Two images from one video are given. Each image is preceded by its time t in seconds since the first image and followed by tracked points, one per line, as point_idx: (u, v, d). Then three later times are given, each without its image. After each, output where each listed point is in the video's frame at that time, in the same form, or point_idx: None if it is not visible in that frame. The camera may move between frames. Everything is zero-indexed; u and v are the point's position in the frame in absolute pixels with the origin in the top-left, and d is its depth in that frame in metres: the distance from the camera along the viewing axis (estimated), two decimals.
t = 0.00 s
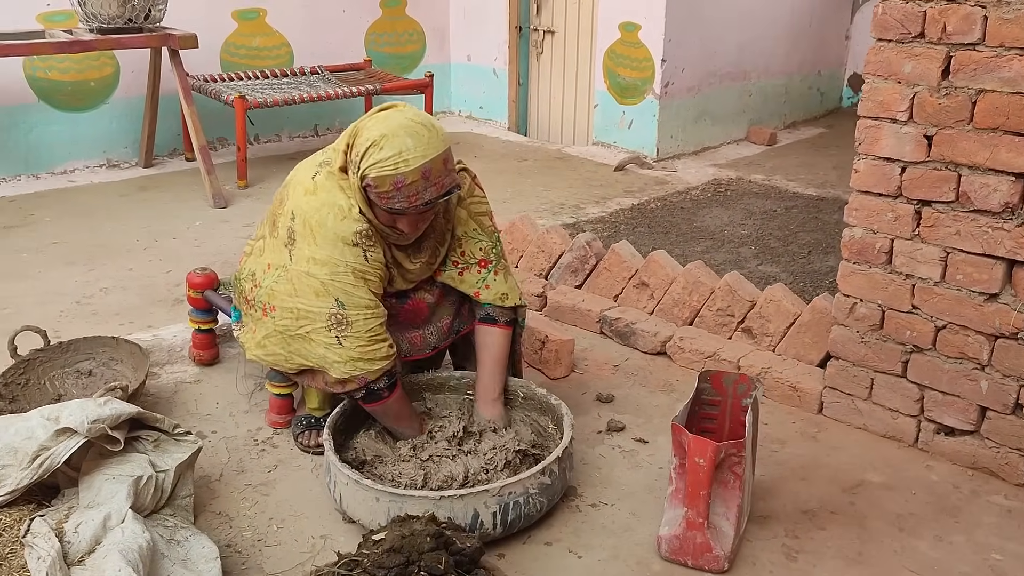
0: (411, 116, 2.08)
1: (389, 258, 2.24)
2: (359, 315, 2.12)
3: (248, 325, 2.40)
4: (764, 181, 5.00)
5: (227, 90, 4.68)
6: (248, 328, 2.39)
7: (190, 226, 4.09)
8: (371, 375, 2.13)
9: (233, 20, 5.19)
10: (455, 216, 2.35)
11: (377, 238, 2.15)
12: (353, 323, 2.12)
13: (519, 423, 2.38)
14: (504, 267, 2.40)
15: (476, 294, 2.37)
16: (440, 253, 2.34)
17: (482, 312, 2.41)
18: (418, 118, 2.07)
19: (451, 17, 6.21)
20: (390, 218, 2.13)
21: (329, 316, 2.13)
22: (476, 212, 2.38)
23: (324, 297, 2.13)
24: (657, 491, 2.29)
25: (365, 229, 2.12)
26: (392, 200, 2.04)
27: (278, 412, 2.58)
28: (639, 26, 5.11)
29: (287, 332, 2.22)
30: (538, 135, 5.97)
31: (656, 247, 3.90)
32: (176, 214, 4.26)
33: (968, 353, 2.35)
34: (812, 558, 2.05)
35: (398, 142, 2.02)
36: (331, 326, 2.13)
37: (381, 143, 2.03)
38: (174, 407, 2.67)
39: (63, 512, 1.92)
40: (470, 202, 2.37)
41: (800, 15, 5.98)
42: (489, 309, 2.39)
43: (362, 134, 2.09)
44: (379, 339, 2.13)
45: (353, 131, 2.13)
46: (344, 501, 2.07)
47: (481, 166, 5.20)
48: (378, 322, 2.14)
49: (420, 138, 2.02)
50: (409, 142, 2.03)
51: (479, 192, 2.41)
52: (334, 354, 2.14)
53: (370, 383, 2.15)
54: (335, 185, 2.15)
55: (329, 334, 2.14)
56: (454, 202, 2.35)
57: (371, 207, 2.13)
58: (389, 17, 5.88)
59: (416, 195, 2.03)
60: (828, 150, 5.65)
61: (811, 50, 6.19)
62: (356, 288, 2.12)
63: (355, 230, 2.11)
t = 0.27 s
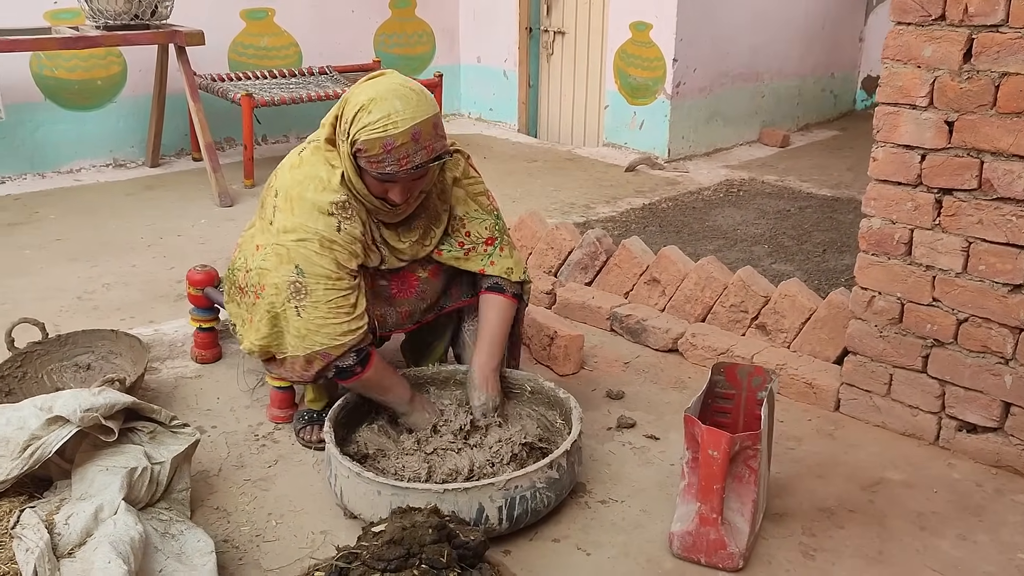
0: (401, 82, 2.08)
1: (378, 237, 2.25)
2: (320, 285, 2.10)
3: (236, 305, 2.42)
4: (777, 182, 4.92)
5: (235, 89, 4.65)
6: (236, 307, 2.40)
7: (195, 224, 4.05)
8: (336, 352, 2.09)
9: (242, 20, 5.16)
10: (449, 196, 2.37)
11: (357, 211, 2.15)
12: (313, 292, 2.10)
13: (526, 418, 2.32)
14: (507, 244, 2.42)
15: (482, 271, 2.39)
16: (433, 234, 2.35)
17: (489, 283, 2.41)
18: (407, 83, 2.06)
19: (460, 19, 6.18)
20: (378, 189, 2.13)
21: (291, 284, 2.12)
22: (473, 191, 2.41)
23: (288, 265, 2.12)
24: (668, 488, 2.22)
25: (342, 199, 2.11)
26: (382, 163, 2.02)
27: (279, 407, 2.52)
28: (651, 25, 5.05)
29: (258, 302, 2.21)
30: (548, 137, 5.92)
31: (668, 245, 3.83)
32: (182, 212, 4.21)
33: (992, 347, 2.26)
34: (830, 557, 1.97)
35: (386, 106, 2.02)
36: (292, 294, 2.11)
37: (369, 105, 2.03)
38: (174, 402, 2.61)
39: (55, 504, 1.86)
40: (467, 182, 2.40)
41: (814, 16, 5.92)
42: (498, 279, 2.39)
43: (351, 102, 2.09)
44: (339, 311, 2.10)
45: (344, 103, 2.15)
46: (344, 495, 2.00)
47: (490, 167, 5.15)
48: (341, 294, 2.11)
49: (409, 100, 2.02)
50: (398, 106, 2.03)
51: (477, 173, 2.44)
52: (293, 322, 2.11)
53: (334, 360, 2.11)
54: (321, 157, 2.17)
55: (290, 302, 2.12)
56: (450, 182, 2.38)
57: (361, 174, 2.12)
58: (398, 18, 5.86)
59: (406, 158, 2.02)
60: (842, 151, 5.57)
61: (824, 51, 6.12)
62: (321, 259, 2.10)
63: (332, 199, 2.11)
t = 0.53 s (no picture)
0: (419, 73, 2.04)
1: (391, 231, 2.18)
2: (326, 281, 2.05)
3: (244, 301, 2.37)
4: (789, 188, 4.87)
5: (243, 93, 4.63)
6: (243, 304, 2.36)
7: (202, 227, 4.02)
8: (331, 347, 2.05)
9: (251, 26, 5.16)
10: (462, 191, 2.31)
11: (369, 204, 2.10)
12: (319, 288, 2.05)
13: (536, 416, 2.26)
14: (517, 247, 2.35)
15: (487, 273, 2.33)
16: (447, 229, 2.29)
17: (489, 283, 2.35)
18: (425, 75, 2.03)
19: (470, 26, 6.17)
20: (392, 182, 2.07)
21: (296, 278, 2.07)
22: (486, 187, 2.34)
23: (295, 259, 2.07)
24: (682, 488, 2.16)
25: (353, 192, 2.07)
26: (398, 155, 1.98)
27: (284, 405, 2.47)
28: (661, 31, 5.02)
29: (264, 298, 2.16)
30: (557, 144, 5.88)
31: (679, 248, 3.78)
32: (189, 216, 4.19)
33: (1015, 344, 2.20)
34: (850, 558, 1.91)
35: (403, 96, 1.98)
36: (296, 289, 2.06)
37: (385, 95, 1.99)
38: (178, 401, 2.57)
39: (54, 499, 1.82)
40: (479, 176, 2.34)
41: (825, 23, 5.88)
42: (499, 280, 2.33)
43: (366, 94, 2.06)
44: (345, 308, 2.05)
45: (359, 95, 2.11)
46: (350, 492, 1.95)
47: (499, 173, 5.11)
48: (346, 290, 2.06)
49: (426, 91, 1.99)
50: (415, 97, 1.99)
51: (490, 167, 2.37)
52: (297, 318, 2.06)
53: (333, 357, 2.06)
54: (334, 149, 2.13)
55: (293, 297, 2.07)
56: (463, 176, 2.32)
57: (377, 167, 2.07)
58: (407, 25, 5.87)
59: (423, 150, 1.98)
60: (855, 158, 5.52)
61: (835, 59, 6.09)
62: (329, 253, 2.05)
63: (342, 191, 2.06)
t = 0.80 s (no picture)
0: (420, 63, 2.02)
1: (395, 227, 2.15)
2: (340, 280, 2.00)
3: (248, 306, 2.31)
4: (799, 196, 4.83)
5: (251, 101, 4.62)
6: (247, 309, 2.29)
7: (208, 233, 4.00)
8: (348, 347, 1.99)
9: (259, 35, 5.16)
10: (463, 189, 2.29)
11: (374, 199, 2.06)
12: (333, 287, 2.00)
13: (545, 416, 2.22)
14: (517, 250, 2.30)
15: (485, 275, 2.28)
16: (451, 227, 2.26)
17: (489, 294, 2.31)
18: (427, 65, 2.00)
19: (478, 37, 6.17)
20: (395, 175, 2.04)
21: (309, 278, 2.01)
22: (488, 187, 2.31)
23: (307, 258, 2.02)
24: (695, 489, 2.11)
25: (361, 187, 2.03)
26: (398, 145, 1.95)
27: (288, 406, 2.43)
28: (669, 39, 5.01)
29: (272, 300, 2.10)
30: (565, 154, 5.87)
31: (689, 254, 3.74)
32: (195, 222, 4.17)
33: None
34: (869, 560, 1.85)
35: (404, 85, 1.95)
36: (309, 289, 2.01)
37: (385, 85, 1.96)
38: (181, 402, 2.53)
39: (52, 495, 1.78)
40: (482, 176, 2.31)
41: (834, 34, 5.87)
42: (497, 291, 2.29)
43: (367, 85, 2.03)
44: (360, 306, 2.00)
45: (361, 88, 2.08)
46: (355, 490, 1.90)
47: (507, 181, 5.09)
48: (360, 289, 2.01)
49: (428, 80, 1.96)
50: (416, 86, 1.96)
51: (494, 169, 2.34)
52: (311, 318, 2.01)
53: (349, 358, 2.00)
54: (339, 145, 2.09)
55: (308, 298, 2.01)
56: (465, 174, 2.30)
57: (379, 159, 2.04)
58: (415, 35, 5.87)
59: (423, 139, 1.94)
60: (865, 168, 5.48)
61: (844, 70, 6.06)
62: (340, 250, 2.01)
63: (348, 187, 2.03)
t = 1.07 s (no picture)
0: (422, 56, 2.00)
1: (396, 223, 2.11)
2: (311, 265, 2.01)
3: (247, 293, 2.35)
4: (806, 207, 4.80)
5: (256, 111, 4.62)
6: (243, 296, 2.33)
7: (212, 241, 3.98)
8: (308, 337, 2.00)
9: (265, 47, 5.17)
10: (471, 188, 2.25)
11: (368, 191, 2.04)
12: (301, 272, 2.01)
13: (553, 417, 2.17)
14: (527, 247, 2.30)
15: (497, 271, 2.26)
16: (454, 225, 2.20)
17: (501, 286, 2.29)
18: (428, 57, 1.98)
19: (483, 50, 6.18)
20: (395, 167, 2.00)
21: (283, 261, 2.05)
22: (495, 186, 2.29)
23: (283, 242, 2.06)
24: (706, 490, 2.06)
25: (353, 179, 2.02)
26: (399, 134, 1.91)
27: (291, 407, 2.38)
28: (674, 50, 5.00)
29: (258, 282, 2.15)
30: (571, 167, 5.86)
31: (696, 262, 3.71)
32: (199, 231, 4.15)
33: None
34: (885, 560, 1.80)
35: (403, 75, 1.94)
36: (282, 271, 2.04)
37: (386, 75, 1.95)
38: (182, 404, 2.50)
39: (48, 491, 1.74)
40: (489, 175, 2.28)
41: (839, 47, 5.87)
42: (511, 283, 2.27)
43: (369, 77, 2.02)
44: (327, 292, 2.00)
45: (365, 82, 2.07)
46: (358, 488, 1.86)
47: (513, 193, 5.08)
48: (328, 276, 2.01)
49: (427, 71, 1.94)
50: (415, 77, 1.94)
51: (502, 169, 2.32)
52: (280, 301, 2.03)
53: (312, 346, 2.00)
54: (336, 137, 2.09)
55: (279, 280, 2.05)
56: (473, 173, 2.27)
57: (379, 151, 2.00)
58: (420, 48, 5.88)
59: (424, 128, 1.90)
60: (872, 180, 5.46)
61: (850, 83, 6.06)
62: (315, 238, 2.02)
63: (339, 178, 2.02)
